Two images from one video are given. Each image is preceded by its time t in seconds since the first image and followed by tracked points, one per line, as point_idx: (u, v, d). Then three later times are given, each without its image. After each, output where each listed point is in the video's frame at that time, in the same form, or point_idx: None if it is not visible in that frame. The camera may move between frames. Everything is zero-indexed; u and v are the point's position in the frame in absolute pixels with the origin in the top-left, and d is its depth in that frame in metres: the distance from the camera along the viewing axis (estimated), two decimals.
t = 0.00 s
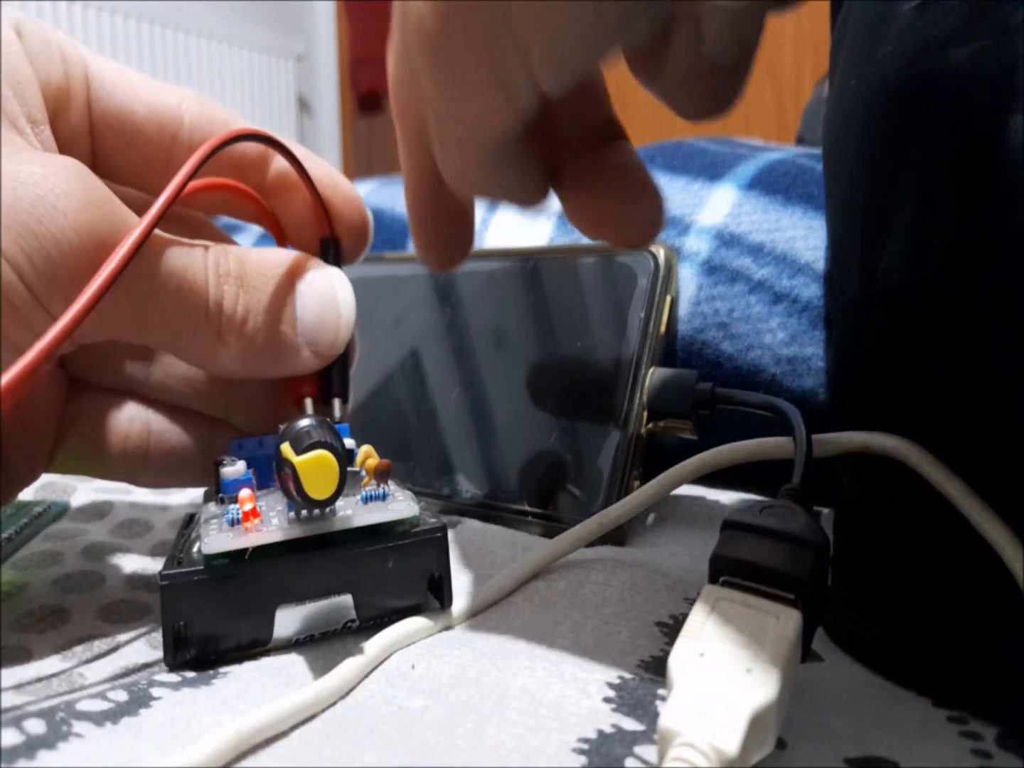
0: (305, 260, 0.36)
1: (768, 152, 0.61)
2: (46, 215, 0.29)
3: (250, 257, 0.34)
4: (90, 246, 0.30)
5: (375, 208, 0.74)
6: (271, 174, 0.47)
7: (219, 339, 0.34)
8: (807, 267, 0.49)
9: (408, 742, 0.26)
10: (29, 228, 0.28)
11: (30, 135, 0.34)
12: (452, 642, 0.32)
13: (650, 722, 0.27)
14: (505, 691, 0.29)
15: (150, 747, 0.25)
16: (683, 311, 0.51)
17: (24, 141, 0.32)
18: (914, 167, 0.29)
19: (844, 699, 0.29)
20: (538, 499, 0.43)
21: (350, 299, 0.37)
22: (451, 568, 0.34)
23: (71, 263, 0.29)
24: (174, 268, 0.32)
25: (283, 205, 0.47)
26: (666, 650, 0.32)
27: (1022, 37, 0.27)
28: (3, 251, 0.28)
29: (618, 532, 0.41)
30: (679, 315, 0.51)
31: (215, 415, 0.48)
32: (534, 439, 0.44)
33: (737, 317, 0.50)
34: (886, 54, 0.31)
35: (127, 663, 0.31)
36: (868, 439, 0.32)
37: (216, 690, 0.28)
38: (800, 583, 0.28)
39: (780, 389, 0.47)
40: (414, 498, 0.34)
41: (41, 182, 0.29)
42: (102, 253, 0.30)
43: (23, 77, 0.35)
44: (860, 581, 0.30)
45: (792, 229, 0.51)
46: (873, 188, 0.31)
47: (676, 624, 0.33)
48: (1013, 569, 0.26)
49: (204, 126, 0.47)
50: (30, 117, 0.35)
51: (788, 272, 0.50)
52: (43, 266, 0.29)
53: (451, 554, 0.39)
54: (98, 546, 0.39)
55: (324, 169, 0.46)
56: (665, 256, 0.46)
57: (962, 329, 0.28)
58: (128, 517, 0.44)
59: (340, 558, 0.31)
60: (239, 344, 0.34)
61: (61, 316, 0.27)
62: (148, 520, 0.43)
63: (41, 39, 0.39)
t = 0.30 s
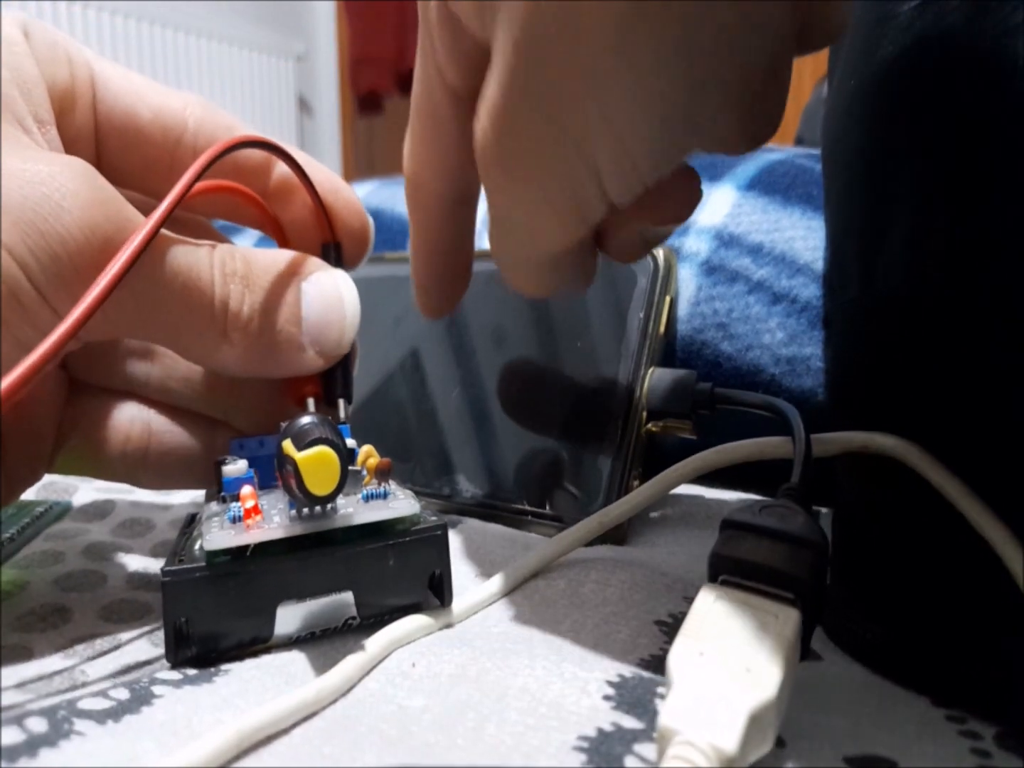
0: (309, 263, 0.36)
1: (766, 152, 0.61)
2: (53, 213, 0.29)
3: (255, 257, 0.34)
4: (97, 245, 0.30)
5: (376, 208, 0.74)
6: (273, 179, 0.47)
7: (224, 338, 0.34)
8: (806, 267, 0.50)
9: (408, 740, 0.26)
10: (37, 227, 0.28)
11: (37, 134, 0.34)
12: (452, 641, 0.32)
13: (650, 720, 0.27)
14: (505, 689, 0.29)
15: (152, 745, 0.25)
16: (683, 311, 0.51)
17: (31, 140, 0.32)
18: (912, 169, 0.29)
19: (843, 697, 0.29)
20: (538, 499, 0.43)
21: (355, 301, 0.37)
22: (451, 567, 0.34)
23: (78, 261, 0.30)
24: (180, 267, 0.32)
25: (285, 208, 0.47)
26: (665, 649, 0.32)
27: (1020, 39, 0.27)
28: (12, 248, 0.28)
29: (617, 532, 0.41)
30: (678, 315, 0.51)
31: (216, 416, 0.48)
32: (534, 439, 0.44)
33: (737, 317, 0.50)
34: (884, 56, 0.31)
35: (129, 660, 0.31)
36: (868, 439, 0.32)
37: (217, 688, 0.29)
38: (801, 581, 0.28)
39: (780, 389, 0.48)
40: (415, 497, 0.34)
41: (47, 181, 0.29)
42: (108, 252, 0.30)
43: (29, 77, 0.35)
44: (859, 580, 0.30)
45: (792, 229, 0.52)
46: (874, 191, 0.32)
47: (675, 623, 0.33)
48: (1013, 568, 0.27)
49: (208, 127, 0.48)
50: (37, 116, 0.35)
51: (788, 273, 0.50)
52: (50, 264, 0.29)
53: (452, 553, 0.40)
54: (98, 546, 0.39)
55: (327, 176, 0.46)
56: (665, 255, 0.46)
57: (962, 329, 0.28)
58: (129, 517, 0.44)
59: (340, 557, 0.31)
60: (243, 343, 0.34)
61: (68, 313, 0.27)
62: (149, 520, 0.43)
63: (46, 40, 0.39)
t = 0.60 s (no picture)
0: (312, 266, 0.37)
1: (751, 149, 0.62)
2: (57, 216, 0.29)
3: (258, 259, 0.35)
4: (104, 247, 0.30)
5: (377, 208, 0.74)
6: (276, 182, 0.48)
7: (228, 340, 0.34)
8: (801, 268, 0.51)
9: (409, 738, 0.26)
10: (41, 231, 0.29)
11: (42, 138, 0.34)
12: (452, 639, 0.32)
13: (648, 718, 0.27)
14: (506, 687, 0.29)
15: (156, 743, 0.25)
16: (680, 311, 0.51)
17: (36, 143, 0.32)
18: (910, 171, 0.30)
19: (842, 695, 0.29)
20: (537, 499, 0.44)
21: (359, 304, 0.37)
22: (452, 565, 0.35)
23: (83, 264, 0.30)
24: (184, 270, 0.32)
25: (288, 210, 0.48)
26: (664, 646, 0.32)
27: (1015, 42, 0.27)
28: (18, 252, 0.28)
29: (617, 531, 0.41)
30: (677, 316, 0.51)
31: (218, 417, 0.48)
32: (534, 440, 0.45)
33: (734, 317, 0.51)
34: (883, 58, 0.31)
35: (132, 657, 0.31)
36: (865, 439, 0.33)
37: (220, 685, 0.29)
38: (798, 578, 0.28)
39: (776, 388, 0.49)
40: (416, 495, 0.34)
41: (52, 185, 0.29)
42: (114, 254, 0.31)
43: (35, 81, 0.36)
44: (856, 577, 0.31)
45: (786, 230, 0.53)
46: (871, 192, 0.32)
47: (674, 621, 0.34)
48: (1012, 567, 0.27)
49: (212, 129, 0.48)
50: (42, 119, 0.35)
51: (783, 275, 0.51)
52: (55, 268, 0.29)
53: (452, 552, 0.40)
54: (102, 545, 0.40)
55: (330, 179, 0.47)
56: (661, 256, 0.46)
57: (961, 331, 0.28)
58: (131, 516, 0.44)
59: (342, 555, 0.32)
60: (247, 344, 0.35)
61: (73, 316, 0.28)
62: (152, 519, 0.44)
63: (53, 44, 0.40)
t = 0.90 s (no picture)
0: (313, 267, 0.37)
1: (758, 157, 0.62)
2: (57, 219, 0.29)
3: (258, 260, 0.35)
4: (104, 250, 0.30)
5: (377, 208, 0.74)
6: (276, 182, 0.48)
7: (229, 342, 0.34)
8: (802, 268, 0.51)
9: (409, 738, 0.26)
10: (40, 233, 0.29)
11: (42, 138, 0.34)
12: (453, 639, 0.32)
13: (648, 718, 0.27)
14: (506, 687, 0.29)
15: (157, 743, 0.25)
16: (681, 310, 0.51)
17: (35, 143, 0.32)
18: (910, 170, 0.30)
19: (842, 694, 0.29)
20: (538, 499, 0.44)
21: (360, 306, 0.37)
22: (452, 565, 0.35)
23: (83, 268, 0.30)
24: (185, 271, 0.32)
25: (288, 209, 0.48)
26: (664, 647, 0.32)
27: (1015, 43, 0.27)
28: (17, 256, 0.28)
29: (617, 530, 0.41)
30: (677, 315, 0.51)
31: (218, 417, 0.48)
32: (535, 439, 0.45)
33: (735, 318, 0.51)
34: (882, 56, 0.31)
35: (133, 657, 0.31)
36: (864, 439, 0.33)
37: (221, 685, 0.29)
38: (797, 579, 0.28)
39: (778, 389, 0.48)
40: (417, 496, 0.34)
41: (52, 186, 0.29)
42: (114, 257, 0.30)
43: (35, 80, 0.36)
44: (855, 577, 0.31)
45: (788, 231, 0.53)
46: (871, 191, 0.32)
47: (674, 621, 0.34)
48: (1009, 566, 0.27)
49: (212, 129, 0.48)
50: (42, 119, 0.35)
51: (784, 276, 0.51)
52: (55, 270, 0.29)
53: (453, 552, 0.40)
54: (102, 545, 0.40)
55: (330, 179, 0.47)
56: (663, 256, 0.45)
57: (961, 331, 0.28)
58: (132, 516, 0.44)
59: (343, 555, 0.31)
60: (247, 346, 0.35)
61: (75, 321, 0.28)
62: (153, 520, 0.44)
63: (53, 42, 0.39)
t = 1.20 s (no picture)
0: (312, 268, 0.37)
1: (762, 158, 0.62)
2: (56, 221, 0.29)
3: (258, 261, 0.35)
4: (102, 252, 0.30)
5: (376, 208, 0.74)
6: (274, 182, 0.48)
7: (228, 343, 0.34)
8: (802, 268, 0.51)
9: (409, 738, 0.26)
10: (37, 236, 0.29)
11: (40, 136, 0.34)
12: (453, 640, 0.32)
13: (649, 718, 0.27)
14: (506, 687, 0.29)
15: (157, 743, 0.25)
16: (681, 311, 0.51)
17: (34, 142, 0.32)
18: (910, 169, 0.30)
19: (842, 694, 0.29)
20: (537, 499, 0.43)
21: (359, 307, 0.37)
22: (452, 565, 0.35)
23: (82, 271, 0.30)
24: (183, 272, 0.32)
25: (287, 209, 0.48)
26: (664, 646, 0.32)
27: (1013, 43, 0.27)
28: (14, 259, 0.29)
29: (616, 530, 0.41)
30: (678, 315, 0.51)
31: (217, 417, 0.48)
32: (534, 439, 0.45)
33: (735, 318, 0.51)
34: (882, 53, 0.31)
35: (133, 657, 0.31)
36: (863, 440, 0.33)
37: (221, 685, 0.29)
38: (795, 578, 0.28)
39: (777, 389, 0.48)
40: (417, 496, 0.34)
41: (52, 189, 0.29)
42: (111, 260, 0.30)
43: (34, 80, 0.36)
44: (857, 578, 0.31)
45: (789, 231, 0.53)
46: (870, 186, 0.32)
47: (674, 621, 0.34)
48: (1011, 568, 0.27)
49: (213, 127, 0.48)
50: (40, 117, 0.35)
51: (785, 275, 0.51)
52: (53, 272, 0.29)
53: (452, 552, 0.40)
54: (102, 545, 0.40)
55: (328, 180, 0.47)
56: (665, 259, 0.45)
57: (961, 330, 0.29)
58: (131, 516, 0.44)
59: (343, 555, 0.31)
60: (246, 347, 0.35)
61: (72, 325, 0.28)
62: (152, 519, 0.44)
63: (52, 41, 0.40)
